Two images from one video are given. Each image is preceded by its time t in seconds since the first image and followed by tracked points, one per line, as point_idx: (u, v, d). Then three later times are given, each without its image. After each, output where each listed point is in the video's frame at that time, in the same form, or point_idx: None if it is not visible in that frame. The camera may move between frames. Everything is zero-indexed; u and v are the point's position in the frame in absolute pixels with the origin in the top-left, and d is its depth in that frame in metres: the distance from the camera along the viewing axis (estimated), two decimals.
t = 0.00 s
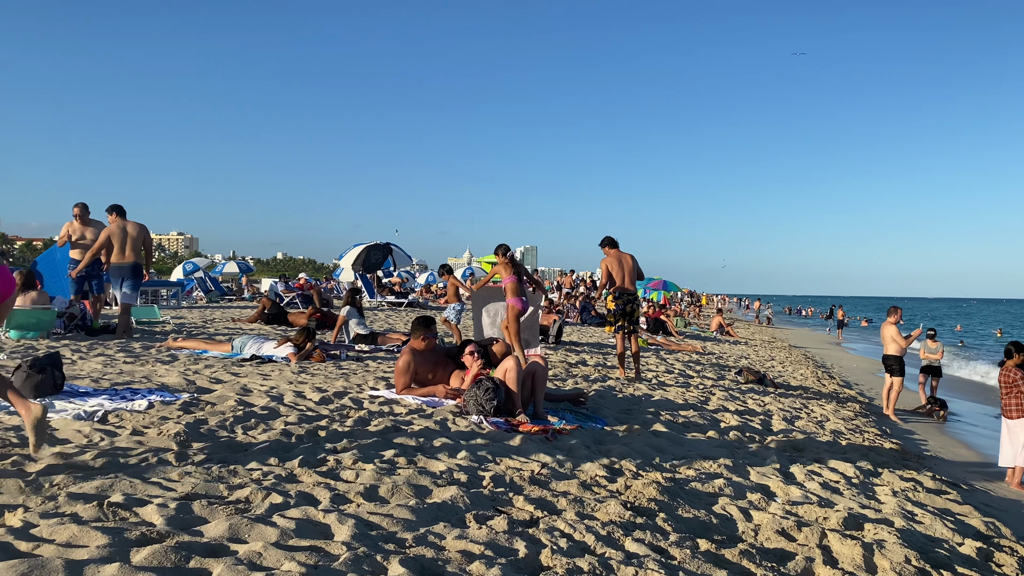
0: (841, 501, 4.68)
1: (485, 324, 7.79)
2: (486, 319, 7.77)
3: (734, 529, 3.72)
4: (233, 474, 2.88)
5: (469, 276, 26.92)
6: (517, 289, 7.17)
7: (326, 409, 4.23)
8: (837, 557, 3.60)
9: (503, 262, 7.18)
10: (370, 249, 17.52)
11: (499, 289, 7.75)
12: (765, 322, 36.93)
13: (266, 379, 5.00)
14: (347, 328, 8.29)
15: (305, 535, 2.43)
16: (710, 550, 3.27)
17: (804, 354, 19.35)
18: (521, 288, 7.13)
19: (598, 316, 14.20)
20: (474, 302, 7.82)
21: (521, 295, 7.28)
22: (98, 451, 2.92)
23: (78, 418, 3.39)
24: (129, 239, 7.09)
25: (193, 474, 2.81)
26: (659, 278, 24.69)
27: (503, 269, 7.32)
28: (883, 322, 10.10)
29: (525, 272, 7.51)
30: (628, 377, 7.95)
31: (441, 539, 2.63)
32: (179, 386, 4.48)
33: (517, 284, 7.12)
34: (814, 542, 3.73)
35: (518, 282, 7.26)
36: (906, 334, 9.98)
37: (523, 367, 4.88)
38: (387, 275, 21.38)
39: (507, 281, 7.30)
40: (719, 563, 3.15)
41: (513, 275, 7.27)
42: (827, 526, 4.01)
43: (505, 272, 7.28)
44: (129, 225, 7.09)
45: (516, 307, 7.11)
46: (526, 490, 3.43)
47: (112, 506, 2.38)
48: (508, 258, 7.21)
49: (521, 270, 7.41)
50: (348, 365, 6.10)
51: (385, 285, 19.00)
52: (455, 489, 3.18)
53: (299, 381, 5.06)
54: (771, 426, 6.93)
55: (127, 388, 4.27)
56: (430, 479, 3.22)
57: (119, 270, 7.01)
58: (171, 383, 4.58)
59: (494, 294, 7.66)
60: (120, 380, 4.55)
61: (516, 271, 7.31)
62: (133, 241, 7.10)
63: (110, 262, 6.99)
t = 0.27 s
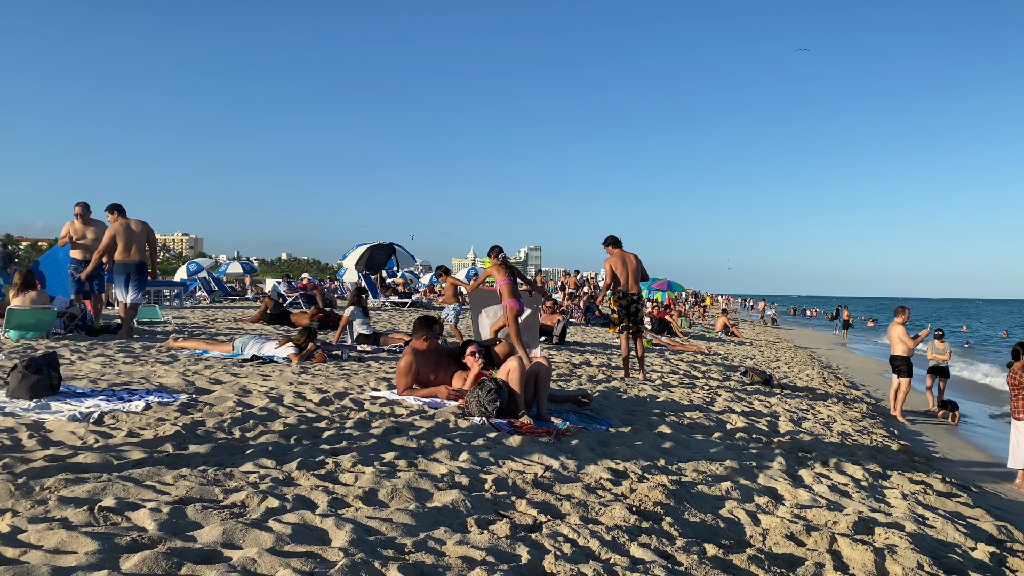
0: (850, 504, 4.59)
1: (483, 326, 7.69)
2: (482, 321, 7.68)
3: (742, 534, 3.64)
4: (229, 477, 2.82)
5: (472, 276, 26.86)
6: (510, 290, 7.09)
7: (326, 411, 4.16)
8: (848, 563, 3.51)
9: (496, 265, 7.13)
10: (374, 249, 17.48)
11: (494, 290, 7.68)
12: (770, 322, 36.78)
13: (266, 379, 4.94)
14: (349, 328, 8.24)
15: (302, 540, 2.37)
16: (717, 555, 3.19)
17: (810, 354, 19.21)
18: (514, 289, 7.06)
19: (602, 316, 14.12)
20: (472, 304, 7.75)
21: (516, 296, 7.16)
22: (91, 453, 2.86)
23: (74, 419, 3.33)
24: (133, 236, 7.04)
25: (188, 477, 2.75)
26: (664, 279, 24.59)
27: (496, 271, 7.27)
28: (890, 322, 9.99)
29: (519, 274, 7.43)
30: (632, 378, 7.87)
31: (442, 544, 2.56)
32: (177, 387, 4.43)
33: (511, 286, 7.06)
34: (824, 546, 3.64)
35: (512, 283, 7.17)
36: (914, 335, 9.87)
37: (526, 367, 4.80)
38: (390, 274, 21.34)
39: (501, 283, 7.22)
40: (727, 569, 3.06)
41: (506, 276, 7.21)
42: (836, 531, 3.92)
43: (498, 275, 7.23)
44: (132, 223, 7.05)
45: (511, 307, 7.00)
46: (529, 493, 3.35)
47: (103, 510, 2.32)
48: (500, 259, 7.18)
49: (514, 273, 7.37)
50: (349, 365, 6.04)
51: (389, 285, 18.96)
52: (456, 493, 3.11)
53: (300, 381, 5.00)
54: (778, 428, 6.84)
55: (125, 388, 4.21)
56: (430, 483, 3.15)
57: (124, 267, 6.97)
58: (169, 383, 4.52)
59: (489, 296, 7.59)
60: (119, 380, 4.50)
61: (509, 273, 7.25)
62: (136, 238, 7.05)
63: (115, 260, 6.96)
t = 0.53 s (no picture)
0: (861, 508, 4.50)
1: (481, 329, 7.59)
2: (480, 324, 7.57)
3: (751, 540, 3.55)
4: (226, 481, 2.76)
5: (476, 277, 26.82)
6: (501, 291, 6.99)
7: (327, 413, 4.09)
8: (860, 569, 3.42)
9: (487, 265, 7.06)
10: (377, 249, 17.43)
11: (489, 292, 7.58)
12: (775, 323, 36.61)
13: (267, 381, 4.88)
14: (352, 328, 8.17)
15: (299, 546, 2.30)
16: (726, 562, 3.10)
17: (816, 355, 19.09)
18: (506, 290, 6.98)
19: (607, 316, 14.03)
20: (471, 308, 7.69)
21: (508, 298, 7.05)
22: (85, 456, 2.80)
23: (70, 421, 3.27)
24: (136, 236, 7.00)
25: (184, 481, 2.68)
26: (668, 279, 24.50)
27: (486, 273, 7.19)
28: (897, 323, 9.88)
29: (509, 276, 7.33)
30: (637, 379, 7.78)
31: (443, 551, 2.49)
32: (176, 388, 4.37)
33: (502, 287, 6.96)
34: (836, 552, 3.56)
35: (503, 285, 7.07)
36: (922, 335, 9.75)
37: (530, 368, 4.73)
38: (394, 274, 21.29)
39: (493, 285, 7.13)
40: None
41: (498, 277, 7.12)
42: (848, 536, 3.83)
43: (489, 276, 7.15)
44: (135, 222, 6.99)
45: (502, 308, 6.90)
46: (533, 498, 3.27)
47: (95, 516, 2.25)
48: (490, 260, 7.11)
49: (506, 275, 7.29)
50: (351, 366, 5.98)
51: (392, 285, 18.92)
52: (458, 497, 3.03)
53: (301, 382, 4.94)
54: (785, 430, 6.75)
55: (124, 390, 4.15)
56: (432, 487, 3.08)
57: (128, 269, 6.96)
58: (169, 384, 4.46)
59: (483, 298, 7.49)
60: (118, 381, 4.44)
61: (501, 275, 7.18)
62: (140, 239, 7.01)
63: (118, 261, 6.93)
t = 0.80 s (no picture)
0: (872, 515, 4.41)
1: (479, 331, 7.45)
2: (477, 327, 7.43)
3: (760, 548, 3.47)
4: (223, 487, 2.69)
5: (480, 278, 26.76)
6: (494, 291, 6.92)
7: (328, 417, 4.03)
8: None
9: (480, 265, 7.01)
10: (381, 250, 17.36)
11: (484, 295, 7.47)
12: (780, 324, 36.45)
13: (267, 383, 4.82)
14: (354, 330, 8.11)
15: (297, 556, 2.23)
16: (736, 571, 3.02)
17: (822, 356, 18.96)
18: (499, 290, 6.92)
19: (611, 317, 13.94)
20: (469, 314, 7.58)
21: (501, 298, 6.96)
22: (79, 462, 2.74)
23: (66, 425, 3.22)
24: (140, 237, 6.96)
25: (179, 488, 2.62)
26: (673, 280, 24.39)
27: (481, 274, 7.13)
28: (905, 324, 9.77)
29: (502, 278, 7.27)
30: (642, 381, 7.69)
31: (445, 561, 2.42)
32: (176, 391, 4.31)
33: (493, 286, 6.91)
34: (847, 560, 3.47)
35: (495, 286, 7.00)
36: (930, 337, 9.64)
37: (534, 371, 4.67)
38: (398, 274, 21.23)
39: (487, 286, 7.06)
40: None
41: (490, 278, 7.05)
42: (859, 544, 3.75)
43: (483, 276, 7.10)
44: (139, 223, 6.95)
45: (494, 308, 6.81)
46: (537, 505, 3.20)
47: (87, 525, 2.19)
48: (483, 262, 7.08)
49: (499, 276, 7.25)
50: (353, 368, 5.91)
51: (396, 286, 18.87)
52: (461, 504, 2.96)
53: (302, 385, 4.87)
54: (793, 433, 6.65)
55: (122, 393, 4.09)
56: (434, 494, 3.01)
57: (132, 269, 6.93)
58: (168, 387, 4.40)
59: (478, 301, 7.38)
60: (116, 384, 4.38)
61: (494, 275, 7.12)
62: (143, 239, 6.98)
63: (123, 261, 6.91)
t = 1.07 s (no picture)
0: (881, 521, 4.33)
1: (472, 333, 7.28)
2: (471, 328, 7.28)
3: (767, 556, 3.39)
4: (219, 495, 2.64)
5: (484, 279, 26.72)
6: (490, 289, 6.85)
7: (327, 421, 3.97)
8: None
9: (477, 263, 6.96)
10: (384, 252, 17.32)
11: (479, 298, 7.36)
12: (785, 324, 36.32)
13: (267, 386, 4.77)
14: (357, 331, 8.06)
15: (292, 567, 2.17)
16: None
17: (827, 357, 18.85)
18: (496, 288, 6.83)
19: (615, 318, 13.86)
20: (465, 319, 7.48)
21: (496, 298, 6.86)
22: (72, 468, 2.69)
23: (61, 430, 3.17)
24: (144, 237, 6.93)
25: (173, 495, 2.57)
26: (677, 281, 24.30)
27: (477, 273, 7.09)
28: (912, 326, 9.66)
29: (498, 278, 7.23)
30: (646, 383, 7.62)
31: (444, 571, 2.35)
32: (174, 394, 4.27)
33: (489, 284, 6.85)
34: (856, 568, 3.39)
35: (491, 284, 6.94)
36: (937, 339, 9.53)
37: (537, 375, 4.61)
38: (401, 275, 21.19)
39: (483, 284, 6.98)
40: None
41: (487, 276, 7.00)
42: (868, 552, 3.67)
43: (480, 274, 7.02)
44: (142, 223, 6.93)
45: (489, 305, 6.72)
46: (539, 513, 3.13)
47: (77, 534, 2.14)
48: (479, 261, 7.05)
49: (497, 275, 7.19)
50: (354, 370, 5.86)
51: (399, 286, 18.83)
52: (461, 512, 2.90)
53: (302, 388, 4.82)
54: (799, 436, 6.57)
55: (120, 396, 4.05)
56: (434, 501, 2.95)
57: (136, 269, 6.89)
58: (166, 390, 4.36)
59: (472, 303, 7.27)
60: (115, 387, 4.34)
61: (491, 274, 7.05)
62: (147, 239, 6.95)
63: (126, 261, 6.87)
